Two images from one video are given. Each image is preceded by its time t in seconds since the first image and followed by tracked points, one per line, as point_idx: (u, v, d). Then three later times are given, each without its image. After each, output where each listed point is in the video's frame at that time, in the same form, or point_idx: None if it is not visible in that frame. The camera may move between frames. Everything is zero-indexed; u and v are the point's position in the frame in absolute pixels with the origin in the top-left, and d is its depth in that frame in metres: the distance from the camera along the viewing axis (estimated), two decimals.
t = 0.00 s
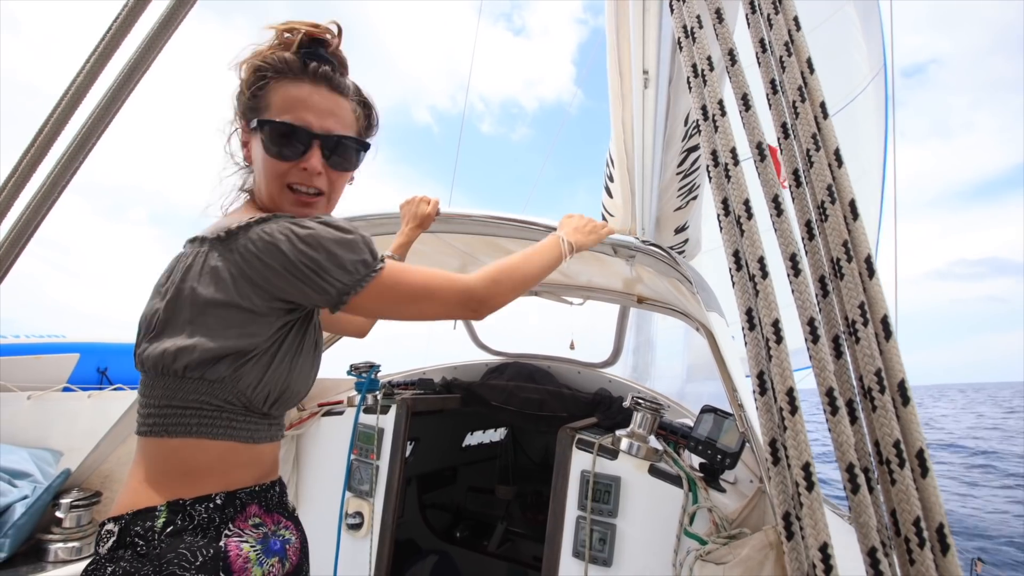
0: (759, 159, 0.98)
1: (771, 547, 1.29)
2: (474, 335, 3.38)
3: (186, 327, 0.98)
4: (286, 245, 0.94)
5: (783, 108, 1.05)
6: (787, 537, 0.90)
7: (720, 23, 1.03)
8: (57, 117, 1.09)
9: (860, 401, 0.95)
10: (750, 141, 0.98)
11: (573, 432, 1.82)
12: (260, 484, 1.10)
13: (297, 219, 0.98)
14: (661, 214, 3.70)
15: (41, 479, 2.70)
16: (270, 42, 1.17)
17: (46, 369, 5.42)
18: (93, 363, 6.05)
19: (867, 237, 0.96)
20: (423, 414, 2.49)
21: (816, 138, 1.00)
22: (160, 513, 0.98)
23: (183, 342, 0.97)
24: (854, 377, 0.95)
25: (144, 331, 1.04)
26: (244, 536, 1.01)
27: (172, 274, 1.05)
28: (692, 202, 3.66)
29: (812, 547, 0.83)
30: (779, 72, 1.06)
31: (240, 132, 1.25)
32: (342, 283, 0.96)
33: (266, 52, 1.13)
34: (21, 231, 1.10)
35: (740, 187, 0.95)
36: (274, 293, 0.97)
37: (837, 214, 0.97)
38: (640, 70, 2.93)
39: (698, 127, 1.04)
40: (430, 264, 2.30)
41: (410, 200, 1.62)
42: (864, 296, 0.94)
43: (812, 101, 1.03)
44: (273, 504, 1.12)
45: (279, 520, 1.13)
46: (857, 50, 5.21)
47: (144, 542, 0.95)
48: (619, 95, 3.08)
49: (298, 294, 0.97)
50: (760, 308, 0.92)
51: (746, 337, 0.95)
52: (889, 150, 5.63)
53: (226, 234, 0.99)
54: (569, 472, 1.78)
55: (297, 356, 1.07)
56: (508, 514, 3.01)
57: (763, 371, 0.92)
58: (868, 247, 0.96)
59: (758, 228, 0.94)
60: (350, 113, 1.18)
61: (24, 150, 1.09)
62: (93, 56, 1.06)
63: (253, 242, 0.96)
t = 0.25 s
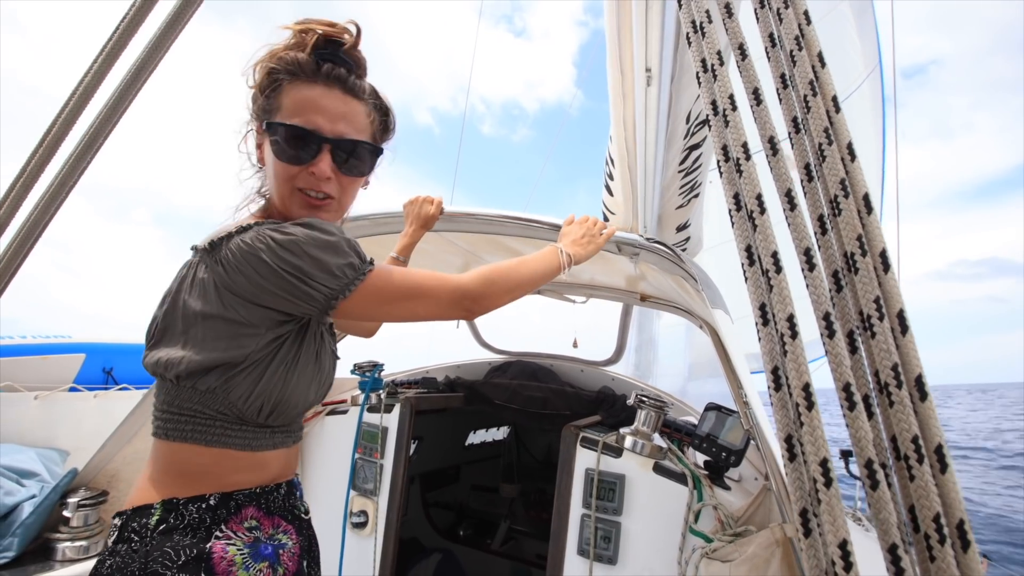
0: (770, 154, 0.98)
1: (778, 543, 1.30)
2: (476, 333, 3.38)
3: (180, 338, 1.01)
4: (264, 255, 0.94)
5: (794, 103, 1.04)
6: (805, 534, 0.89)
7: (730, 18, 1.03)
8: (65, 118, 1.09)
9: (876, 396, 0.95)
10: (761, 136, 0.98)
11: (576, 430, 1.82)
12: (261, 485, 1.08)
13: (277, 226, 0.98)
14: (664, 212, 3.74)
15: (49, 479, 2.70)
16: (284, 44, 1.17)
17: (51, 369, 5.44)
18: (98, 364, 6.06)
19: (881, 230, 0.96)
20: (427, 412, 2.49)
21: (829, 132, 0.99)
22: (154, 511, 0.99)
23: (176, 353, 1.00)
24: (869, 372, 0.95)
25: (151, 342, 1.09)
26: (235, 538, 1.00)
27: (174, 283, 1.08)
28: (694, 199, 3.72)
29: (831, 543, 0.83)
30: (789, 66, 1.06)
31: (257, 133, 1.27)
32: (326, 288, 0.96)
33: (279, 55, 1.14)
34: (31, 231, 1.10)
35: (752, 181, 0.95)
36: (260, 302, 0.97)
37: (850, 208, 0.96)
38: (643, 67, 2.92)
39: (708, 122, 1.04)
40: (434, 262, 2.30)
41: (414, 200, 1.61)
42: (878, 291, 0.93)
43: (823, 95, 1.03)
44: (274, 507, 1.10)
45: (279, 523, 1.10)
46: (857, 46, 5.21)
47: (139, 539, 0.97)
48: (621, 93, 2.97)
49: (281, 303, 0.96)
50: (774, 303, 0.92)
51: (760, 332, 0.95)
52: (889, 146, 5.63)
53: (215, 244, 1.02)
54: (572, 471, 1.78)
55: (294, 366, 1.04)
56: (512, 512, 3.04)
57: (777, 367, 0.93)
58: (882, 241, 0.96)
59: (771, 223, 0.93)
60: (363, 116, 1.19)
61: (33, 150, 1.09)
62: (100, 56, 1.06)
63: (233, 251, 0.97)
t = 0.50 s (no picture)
0: (782, 140, 0.96)
1: (785, 540, 1.29)
2: (479, 331, 3.36)
3: (190, 330, 1.02)
4: (268, 247, 0.94)
5: (805, 89, 1.02)
6: (821, 531, 0.88)
7: (739, 3, 1.02)
8: (64, 114, 1.08)
9: (893, 387, 0.94)
10: (772, 121, 0.97)
11: (580, 427, 1.81)
12: (267, 484, 1.07)
13: (281, 217, 0.97)
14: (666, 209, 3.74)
15: (53, 478, 2.70)
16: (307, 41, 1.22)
17: (55, 369, 5.45)
18: (102, 363, 6.07)
19: (896, 217, 0.95)
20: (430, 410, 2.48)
21: (841, 117, 0.98)
22: (160, 503, 1.00)
23: (185, 345, 1.00)
24: (886, 363, 0.94)
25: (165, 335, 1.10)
26: (236, 536, 0.98)
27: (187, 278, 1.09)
28: (695, 195, 3.70)
29: (849, 538, 0.81)
30: (800, 51, 1.04)
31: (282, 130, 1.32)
32: (331, 279, 0.95)
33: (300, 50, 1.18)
34: (30, 229, 1.08)
35: (763, 168, 0.94)
36: (266, 294, 0.96)
37: (865, 194, 0.95)
38: (645, 61, 2.84)
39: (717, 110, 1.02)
40: (437, 260, 2.29)
41: (417, 196, 1.61)
42: (895, 279, 0.93)
43: (835, 80, 1.02)
44: (280, 505, 1.08)
45: (284, 523, 1.08)
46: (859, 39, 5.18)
47: (143, 530, 0.98)
48: (621, 88, 3.02)
49: (286, 295, 0.96)
50: (787, 293, 0.91)
51: (773, 323, 0.94)
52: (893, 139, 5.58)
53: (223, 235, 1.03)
54: (577, 468, 1.77)
55: (302, 362, 1.03)
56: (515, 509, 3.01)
57: (791, 359, 0.92)
58: (898, 227, 0.95)
59: (783, 211, 0.93)
60: (371, 108, 1.18)
61: (32, 147, 1.08)
62: (99, 51, 1.05)
63: (239, 244, 0.97)
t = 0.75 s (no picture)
0: (785, 130, 0.96)
1: (789, 535, 1.29)
2: (482, 328, 3.35)
3: (201, 327, 1.01)
4: (280, 242, 0.94)
5: (809, 77, 1.01)
6: (828, 523, 0.87)
7: None
8: (62, 110, 1.07)
9: (901, 377, 0.94)
10: (776, 110, 0.96)
11: (584, 423, 1.80)
12: (279, 476, 1.08)
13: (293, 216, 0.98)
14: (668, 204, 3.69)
15: (59, 476, 2.71)
16: (336, 46, 1.22)
17: (60, 368, 5.48)
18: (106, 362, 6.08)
19: (903, 205, 0.94)
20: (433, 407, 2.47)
21: (847, 105, 0.97)
22: (176, 500, 0.98)
23: (197, 341, 0.99)
24: (894, 353, 0.93)
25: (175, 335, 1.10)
26: (253, 529, 0.98)
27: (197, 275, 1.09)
28: (698, 190, 3.66)
29: (857, 532, 0.81)
30: (804, 39, 1.03)
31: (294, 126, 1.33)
32: (343, 274, 0.95)
33: (329, 56, 1.19)
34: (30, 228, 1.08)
35: (767, 158, 0.93)
36: (279, 289, 0.96)
37: (872, 182, 0.94)
38: (646, 54, 2.84)
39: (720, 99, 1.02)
40: (440, 256, 2.29)
41: (418, 193, 1.60)
42: (903, 269, 0.91)
43: (841, 68, 1.00)
44: (292, 498, 1.09)
45: (298, 515, 1.09)
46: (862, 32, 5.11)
47: (161, 527, 0.96)
48: (623, 83, 3.04)
49: (298, 290, 0.96)
50: (792, 284, 0.91)
51: (778, 315, 0.93)
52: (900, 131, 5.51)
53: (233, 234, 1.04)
54: (581, 464, 1.77)
55: (312, 358, 1.03)
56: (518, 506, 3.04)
57: (796, 350, 0.91)
58: (905, 216, 0.94)
59: (787, 200, 0.91)
60: (396, 122, 1.23)
61: (31, 144, 1.07)
62: (96, 47, 1.04)
63: (250, 241, 0.97)
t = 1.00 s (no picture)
0: (790, 129, 0.94)
1: (795, 532, 1.29)
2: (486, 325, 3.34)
3: (214, 320, 1.02)
4: (294, 235, 0.95)
5: (814, 77, 1.01)
6: (834, 521, 0.87)
7: None
8: (72, 114, 1.06)
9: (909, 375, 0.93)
10: (780, 111, 0.95)
11: (589, 420, 1.80)
12: (292, 472, 1.08)
13: (305, 212, 1.00)
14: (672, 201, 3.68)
15: (66, 476, 2.72)
16: (347, 60, 1.25)
17: (66, 368, 5.50)
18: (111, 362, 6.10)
19: (909, 205, 0.94)
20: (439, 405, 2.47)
21: (853, 104, 0.96)
22: (193, 498, 0.98)
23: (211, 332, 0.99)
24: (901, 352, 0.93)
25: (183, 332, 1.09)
26: (271, 524, 0.99)
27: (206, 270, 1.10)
28: (701, 186, 3.68)
29: (861, 527, 0.81)
30: (809, 38, 1.03)
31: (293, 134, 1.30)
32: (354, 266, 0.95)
33: (345, 68, 1.22)
34: (40, 231, 1.08)
35: (772, 158, 0.92)
36: (293, 279, 0.97)
37: (878, 182, 0.93)
38: (649, 52, 2.83)
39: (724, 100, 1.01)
40: (447, 255, 2.29)
41: (422, 193, 1.59)
42: (909, 267, 0.91)
43: (847, 67, 1.00)
44: (305, 493, 1.10)
45: (309, 509, 1.10)
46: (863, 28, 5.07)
47: (181, 524, 0.97)
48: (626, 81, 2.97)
49: (311, 281, 0.97)
50: (797, 283, 0.90)
51: (784, 313, 0.94)
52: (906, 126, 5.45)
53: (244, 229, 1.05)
54: (586, 459, 1.77)
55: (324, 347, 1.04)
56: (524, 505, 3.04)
57: (802, 348, 0.91)
58: (911, 215, 0.94)
59: (792, 200, 0.92)
60: (407, 133, 1.29)
61: (40, 147, 1.06)
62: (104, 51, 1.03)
63: (264, 234, 0.98)
